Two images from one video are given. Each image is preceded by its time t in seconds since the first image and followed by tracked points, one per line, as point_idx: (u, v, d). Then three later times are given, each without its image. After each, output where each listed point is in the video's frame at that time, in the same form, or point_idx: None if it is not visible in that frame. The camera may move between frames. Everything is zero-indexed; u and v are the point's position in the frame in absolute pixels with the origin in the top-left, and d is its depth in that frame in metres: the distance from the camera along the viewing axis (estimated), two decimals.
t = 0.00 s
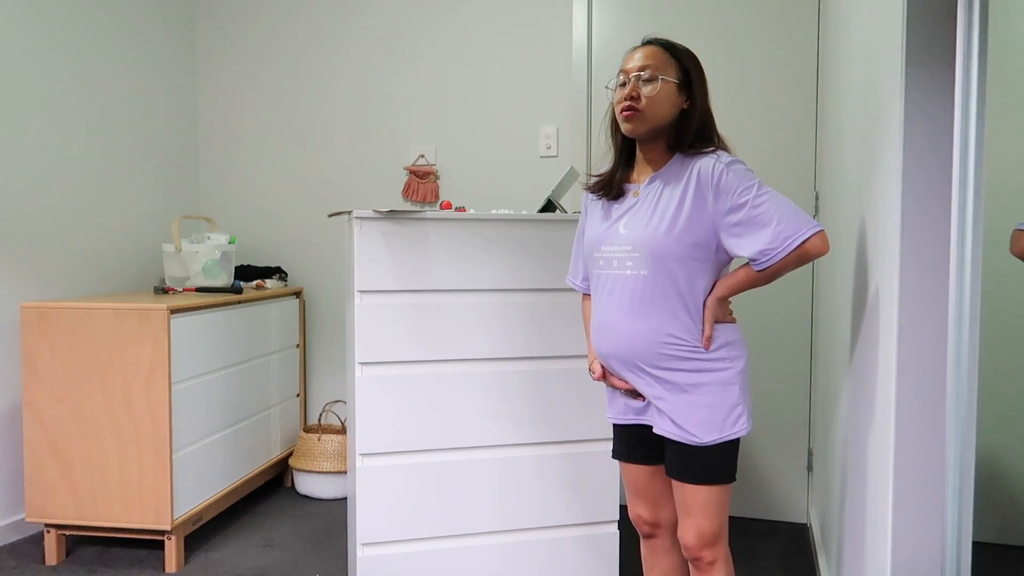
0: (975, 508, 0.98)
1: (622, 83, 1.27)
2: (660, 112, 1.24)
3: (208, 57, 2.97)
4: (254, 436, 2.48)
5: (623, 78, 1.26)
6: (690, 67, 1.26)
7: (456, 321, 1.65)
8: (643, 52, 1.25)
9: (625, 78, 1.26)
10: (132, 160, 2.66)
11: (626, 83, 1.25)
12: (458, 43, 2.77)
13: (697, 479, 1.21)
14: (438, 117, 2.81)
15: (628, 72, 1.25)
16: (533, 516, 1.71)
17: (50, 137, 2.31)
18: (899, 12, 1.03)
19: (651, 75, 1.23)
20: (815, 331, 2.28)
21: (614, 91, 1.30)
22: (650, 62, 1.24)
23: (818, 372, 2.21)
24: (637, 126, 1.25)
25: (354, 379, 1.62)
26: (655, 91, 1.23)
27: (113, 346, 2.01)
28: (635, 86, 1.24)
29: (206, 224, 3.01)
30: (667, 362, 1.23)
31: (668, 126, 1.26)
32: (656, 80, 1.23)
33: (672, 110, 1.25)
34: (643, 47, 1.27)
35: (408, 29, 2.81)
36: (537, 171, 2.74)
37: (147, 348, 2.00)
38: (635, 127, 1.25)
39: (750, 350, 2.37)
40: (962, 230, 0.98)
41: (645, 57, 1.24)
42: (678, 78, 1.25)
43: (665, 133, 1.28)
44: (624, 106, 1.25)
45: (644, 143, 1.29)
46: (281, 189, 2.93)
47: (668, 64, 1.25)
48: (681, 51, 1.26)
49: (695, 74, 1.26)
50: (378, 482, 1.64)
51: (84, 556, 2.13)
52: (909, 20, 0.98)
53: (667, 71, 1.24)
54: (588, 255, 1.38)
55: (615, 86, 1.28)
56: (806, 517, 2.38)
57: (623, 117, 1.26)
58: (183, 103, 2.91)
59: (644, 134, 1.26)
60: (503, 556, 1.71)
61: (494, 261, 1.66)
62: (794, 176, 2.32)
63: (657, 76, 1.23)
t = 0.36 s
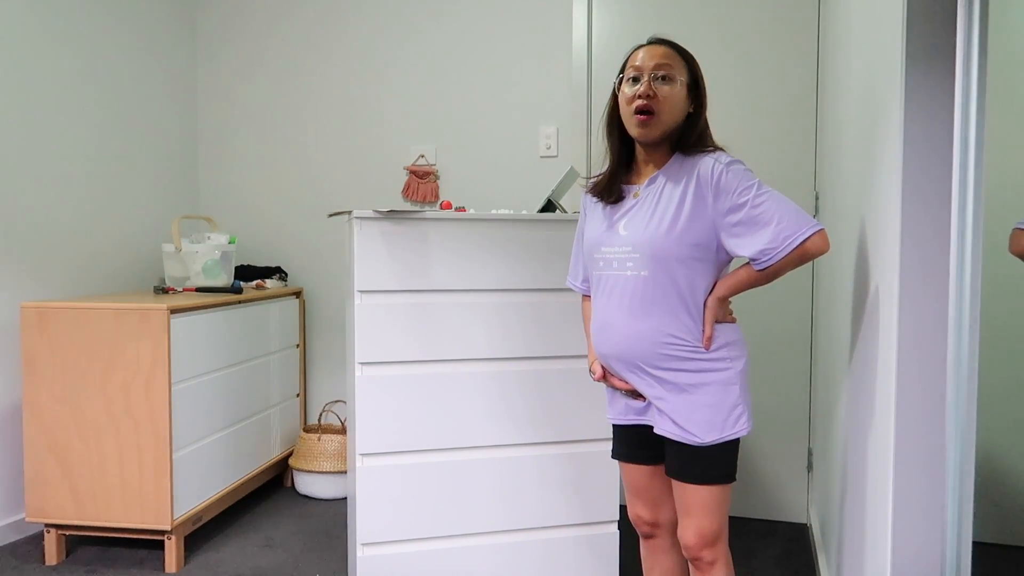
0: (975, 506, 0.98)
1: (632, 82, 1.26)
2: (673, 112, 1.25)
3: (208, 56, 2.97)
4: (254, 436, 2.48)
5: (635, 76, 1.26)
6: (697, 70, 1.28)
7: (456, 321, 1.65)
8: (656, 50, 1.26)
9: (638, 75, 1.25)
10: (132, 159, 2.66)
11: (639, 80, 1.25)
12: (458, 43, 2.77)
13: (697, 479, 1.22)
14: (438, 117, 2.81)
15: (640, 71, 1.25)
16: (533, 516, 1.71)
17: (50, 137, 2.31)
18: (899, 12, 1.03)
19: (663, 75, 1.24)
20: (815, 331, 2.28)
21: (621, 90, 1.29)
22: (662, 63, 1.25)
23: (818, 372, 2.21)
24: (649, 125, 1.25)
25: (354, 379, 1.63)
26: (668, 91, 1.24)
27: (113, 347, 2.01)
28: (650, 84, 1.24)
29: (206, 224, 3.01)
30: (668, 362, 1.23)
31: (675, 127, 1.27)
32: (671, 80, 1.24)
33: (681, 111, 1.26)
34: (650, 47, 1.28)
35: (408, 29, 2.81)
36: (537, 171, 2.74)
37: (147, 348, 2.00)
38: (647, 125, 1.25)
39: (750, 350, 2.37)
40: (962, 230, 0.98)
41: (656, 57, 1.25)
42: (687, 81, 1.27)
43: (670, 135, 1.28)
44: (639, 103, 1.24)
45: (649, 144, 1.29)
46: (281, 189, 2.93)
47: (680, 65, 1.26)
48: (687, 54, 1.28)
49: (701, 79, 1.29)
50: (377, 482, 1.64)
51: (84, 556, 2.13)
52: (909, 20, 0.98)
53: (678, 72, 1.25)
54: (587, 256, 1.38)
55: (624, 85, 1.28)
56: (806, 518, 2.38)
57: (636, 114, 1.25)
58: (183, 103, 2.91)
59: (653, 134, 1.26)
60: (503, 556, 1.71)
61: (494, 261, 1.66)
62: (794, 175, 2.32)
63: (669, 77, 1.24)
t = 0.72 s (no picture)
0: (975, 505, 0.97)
1: (634, 83, 1.26)
2: (673, 114, 1.26)
3: (208, 57, 2.97)
4: (254, 436, 2.48)
5: (637, 77, 1.26)
6: (692, 72, 1.31)
7: (456, 320, 1.65)
8: (658, 53, 1.27)
9: (641, 76, 1.26)
10: (131, 159, 2.66)
11: (642, 81, 1.26)
12: (458, 43, 2.77)
13: (697, 479, 1.22)
14: (438, 117, 2.81)
15: (643, 73, 1.26)
16: (533, 517, 1.71)
17: (50, 137, 2.31)
18: (899, 11, 1.03)
19: (666, 78, 1.25)
20: (815, 331, 2.28)
21: (620, 91, 1.29)
22: (664, 65, 1.26)
23: (819, 372, 2.21)
24: (652, 125, 1.25)
25: (354, 379, 1.63)
26: (670, 94, 1.25)
27: (113, 346, 2.01)
28: (654, 86, 1.25)
29: (207, 224, 3.01)
30: (672, 362, 1.22)
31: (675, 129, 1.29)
32: (673, 83, 1.26)
33: (680, 113, 1.28)
34: (648, 48, 1.28)
35: (408, 29, 2.80)
36: (537, 171, 2.74)
37: (147, 348, 2.00)
38: (650, 125, 1.25)
39: (751, 350, 2.37)
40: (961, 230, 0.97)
41: (658, 59, 1.26)
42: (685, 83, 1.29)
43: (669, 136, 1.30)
44: (642, 104, 1.24)
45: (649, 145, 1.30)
46: (280, 189, 2.93)
47: (680, 70, 1.28)
48: (683, 55, 1.30)
49: (697, 85, 1.31)
50: (377, 482, 1.64)
51: (84, 556, 2.13)
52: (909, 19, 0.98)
53: (677, 74, 1.27)
54: (586, 256, 1.38)
55: (625, 86, 1.27)
56: (806, 518, 2.38)
57: (639, 114, 1.25)
58: (183, 103, 2.91)
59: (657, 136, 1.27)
60: (503, 556, 1.71)
61: (494, 261, 1.66)
62: (795, 175, 2.32)
63: (670, 79, 1.26)
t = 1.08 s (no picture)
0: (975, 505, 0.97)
1: (637, 85, 1.25)
2: (676, 118, 1.27)
3: (208, 57, 2.97)
4: (254, 436, 2.48)
5: (641, 81, 1.25)
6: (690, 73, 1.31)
7: (456, 320, 1.65)
8: (660, 55, 1.26)
9: (645, 80, 1.25)
10: (131, 159, 2.66)
11: (646, 85, 1.25)
12: (458, 43, 2.77)
13: (699, 479, 1.22)
14: (438, 117, 2.81)
15: (647, 76, 1.25)
16: (533, 516, 1.71)
17: (50, 137, 2.31)
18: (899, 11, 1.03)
19: (669, 81, 1.25)
20: (816, 331, 2.28)
21: (621, 93, 1.28)
22: (666, 67, 1.26)
23: (819, 372, 2.21)
24: (658, 130, 1.26)
25: (354, 379, 1.63)
26: (673, 97, 1.25)
27: (113, 346, 2.01)
28: (658, 90, 1.24)
29: (207, 224, 3.01)
30: (676, 362, 1.22)
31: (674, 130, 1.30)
32: (676, 87, 1.26)
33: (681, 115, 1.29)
34: (648, 49, 1.27)
35: (408, 29, 2.80)
36: (537, 171, 2.74)
37: (147, 348, 2.00)
38: (655, 129, 1.26)
39: (751, 350, 2.37)
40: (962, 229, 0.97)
41: (660, 62, 1.25)
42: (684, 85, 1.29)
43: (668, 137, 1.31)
44: (648, 108, 1.24)
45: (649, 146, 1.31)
46: (280, 189, 2.93)
47: (680, 72, 1.28)
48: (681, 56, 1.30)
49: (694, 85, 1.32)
50: (377, 482, 1.64)
51: (84, 557, 2.13)
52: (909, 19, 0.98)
53: (678, 76, 1.27)
54: (584, 257, 1.37)
55: (628, 88, 1.26)
56: (807, 518, 2.38)
57: (645, 119, 1.25)
58: (183, 103, 2.92)
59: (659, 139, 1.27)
60: (502, 556, 1.71)
61: (493, 261, 1.66)
62: (795, 176, 2.32)
63: (673, 82, 1.26)
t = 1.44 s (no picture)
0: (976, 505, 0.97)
1: (630, 87, 1.26)
2: (671, 119, 1.27)
3: (208, 56, 2.97)
4: (254, 436, 2.48)
5: (634, 83, 1.25)
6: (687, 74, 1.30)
7: (455, 320, 1.65)
8: (654, 56, 1.26)
9: (638, 82, 1.25)
10: (131, 159, 2.66)
11: (639, 87, 1.25)
12: (459, 43, 2.77)
13: (699, 480, 1.22)
14: (438, 117, 2.81)
15: (640, 78, 1.25)
16: (534, 516, 1.71)
17: (50, 136, 2.31)
18: (898, 12, 1.03)
19: (662, 82, 1.25)
20: (816, 330, 2.28)
21: (616, 94, 1.29)
22: (660, 68, 1.25)
23: (819, 371, 2.21)
24: (651, 132, 1.26)
25: (354, 379, 1.63)
26: (667, 99, 1.25)
27: (113, 346, 2.01)
28: (652, 92, 1.24)
29: (207, 224, 3.01)
30: (675, 361, 1.22)
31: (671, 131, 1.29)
32: (670, 88, 1.25)
33: (677, 116, 1.28)
34: (643, 50, 1.27)
35: (408, 29, 2.80)
36: (537, 171, 2.74)
37: (146, 348, 2.00)
38: (649, 132, 1.26)
39: (751, 350, 2.37)
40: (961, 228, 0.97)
41: (654, 63, 1.25)
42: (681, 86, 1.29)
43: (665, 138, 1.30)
44: (641, 111, 1.25)
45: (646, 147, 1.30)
46: (280, 189, 2.93)
47: (676, 72, 1.28)
48: (678, 57, 1.29)
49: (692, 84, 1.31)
50: (377, 482, 1.64)
51: (84, 557, 2.13)
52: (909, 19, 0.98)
53: (674, 77, 1.27)
54: (584, 257, 1.38)
55: (622, 90, 1.27)
56: (807, 518, 2.38)
57: (638, 121, 1.26)
58: (182, 103, 2.92)
59: (654, 141, 1.27)
60: (503, 557, 1.71)
61: (494, 261, 1.66)
62: (795, 175, 2.32)
63: (667, 84, 1.25)
